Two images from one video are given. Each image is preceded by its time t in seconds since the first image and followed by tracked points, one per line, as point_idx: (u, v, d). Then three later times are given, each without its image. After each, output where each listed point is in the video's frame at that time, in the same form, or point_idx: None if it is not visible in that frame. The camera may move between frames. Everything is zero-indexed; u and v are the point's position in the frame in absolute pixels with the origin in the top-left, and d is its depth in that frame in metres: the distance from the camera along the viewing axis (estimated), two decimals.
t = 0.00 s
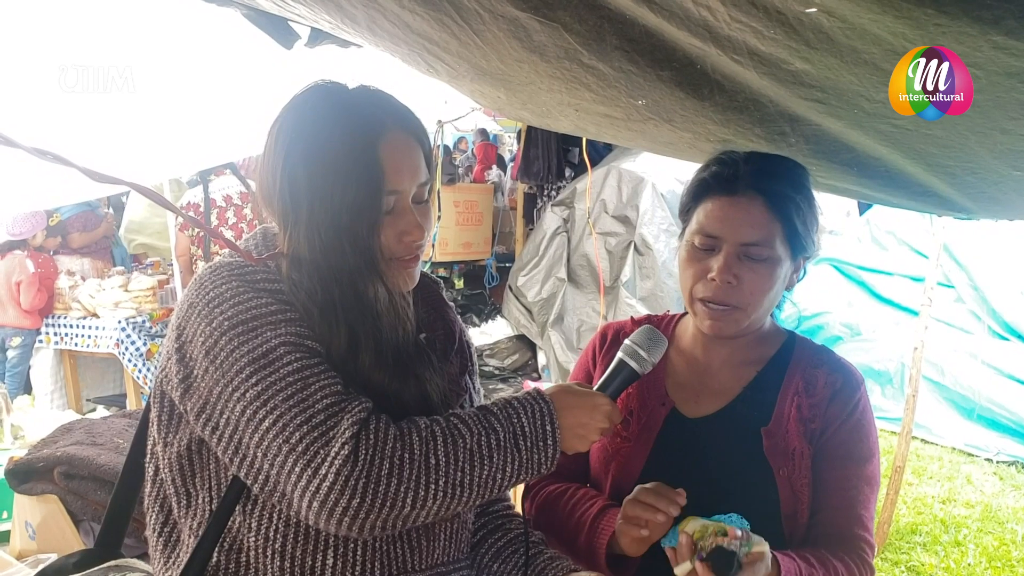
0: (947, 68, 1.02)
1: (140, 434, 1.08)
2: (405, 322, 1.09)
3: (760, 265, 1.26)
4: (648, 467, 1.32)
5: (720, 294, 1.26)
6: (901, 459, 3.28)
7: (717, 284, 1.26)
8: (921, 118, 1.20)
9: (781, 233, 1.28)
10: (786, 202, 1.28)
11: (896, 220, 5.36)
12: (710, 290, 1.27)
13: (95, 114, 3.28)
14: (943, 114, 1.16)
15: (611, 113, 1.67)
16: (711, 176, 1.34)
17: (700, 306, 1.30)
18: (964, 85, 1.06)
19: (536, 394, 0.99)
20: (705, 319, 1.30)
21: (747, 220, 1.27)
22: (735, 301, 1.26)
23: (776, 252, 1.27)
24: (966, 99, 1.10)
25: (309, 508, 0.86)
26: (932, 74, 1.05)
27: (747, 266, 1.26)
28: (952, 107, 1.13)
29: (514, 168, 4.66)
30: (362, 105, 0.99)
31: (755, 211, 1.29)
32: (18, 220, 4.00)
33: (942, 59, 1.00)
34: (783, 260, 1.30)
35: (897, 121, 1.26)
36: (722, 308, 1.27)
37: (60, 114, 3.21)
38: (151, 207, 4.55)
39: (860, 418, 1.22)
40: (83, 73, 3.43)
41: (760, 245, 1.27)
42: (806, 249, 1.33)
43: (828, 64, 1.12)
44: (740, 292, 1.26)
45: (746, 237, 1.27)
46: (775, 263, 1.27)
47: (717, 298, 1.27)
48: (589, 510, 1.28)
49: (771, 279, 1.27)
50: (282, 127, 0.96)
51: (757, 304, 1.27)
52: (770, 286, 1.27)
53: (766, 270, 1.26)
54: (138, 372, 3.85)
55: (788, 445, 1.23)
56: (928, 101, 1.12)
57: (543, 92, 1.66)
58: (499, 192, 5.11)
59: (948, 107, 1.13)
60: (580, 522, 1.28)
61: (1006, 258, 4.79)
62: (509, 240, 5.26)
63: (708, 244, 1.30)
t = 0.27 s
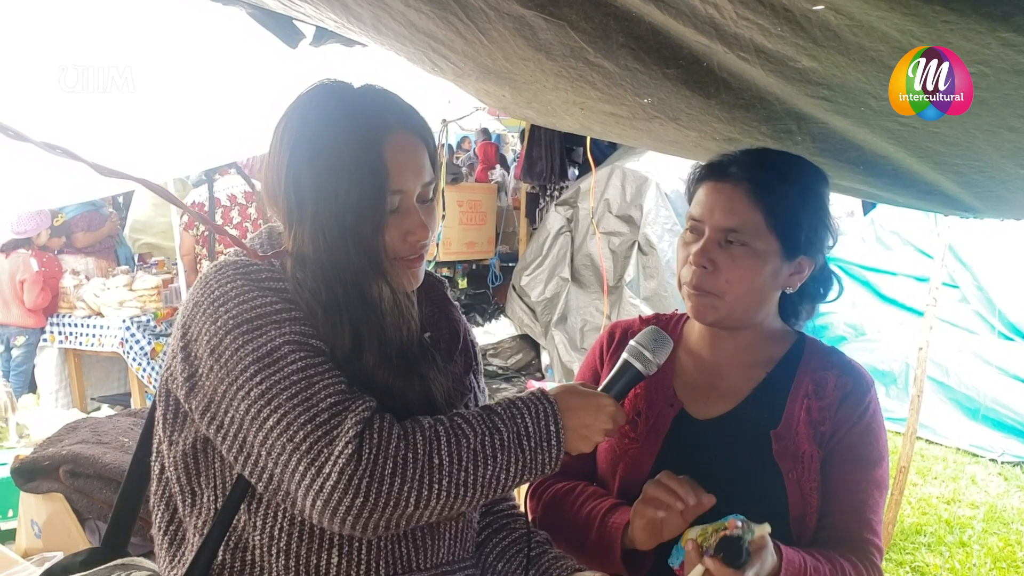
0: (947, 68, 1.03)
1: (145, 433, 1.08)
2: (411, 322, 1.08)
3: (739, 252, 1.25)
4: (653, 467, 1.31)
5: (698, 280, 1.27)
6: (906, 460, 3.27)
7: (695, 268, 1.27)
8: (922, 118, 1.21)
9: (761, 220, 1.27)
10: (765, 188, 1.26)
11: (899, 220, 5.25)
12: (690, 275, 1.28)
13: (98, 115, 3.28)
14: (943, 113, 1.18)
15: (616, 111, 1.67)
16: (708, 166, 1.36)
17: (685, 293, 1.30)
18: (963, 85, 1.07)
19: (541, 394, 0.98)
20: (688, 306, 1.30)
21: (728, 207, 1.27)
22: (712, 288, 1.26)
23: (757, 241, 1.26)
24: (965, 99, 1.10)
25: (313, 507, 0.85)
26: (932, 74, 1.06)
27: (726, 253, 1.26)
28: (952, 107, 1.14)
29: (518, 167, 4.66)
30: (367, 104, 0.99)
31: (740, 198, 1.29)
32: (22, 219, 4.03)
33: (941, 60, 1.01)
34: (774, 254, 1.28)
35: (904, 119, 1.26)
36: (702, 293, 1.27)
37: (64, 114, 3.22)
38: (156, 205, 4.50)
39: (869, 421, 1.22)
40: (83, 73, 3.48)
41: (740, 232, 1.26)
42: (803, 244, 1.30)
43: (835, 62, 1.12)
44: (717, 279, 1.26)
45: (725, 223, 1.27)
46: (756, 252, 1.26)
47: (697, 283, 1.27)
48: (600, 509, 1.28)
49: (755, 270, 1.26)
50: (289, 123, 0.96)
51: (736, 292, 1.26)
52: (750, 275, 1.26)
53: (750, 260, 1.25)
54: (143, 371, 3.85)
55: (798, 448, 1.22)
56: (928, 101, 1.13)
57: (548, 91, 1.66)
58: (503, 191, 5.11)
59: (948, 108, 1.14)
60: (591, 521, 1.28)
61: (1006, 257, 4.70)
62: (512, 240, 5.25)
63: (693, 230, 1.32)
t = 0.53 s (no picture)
0: (947, 68, 1.04)
1: (147, 427, 1.08)
2: (413, 317, 1.08)
3: (733, 245, 1.25)
4: (655, 461, 1.31)
5: (694, 274, 1.27)
6: (908, 455, 3.27)
7: (690, 263, 1.27)
8: (922, 118, 1.24)
9: (754, 213, 1.26)
10: (759, 181, 1.25)
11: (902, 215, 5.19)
12: (686, 270, 1.28)
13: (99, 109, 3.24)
14: (943, 113, 1.20)
15: (619, 105, 1.66)
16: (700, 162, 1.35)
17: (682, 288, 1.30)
18: (963, 85, 1.08)
19: (542, 388, 0.98)
20: (688, 303, 1.30)
21: (721, 200, 1.27)
22: (709, 281, 1.26)
23: (751, 233, 1.26)
24: (965, 99, 1.12)
25: (314, 500, 0.85)
26: (932, 74, 1.07)
27: (720, 246, 1.26)
28: (952, 107, 1.15)
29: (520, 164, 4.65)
30: (366, 96, 0.99)
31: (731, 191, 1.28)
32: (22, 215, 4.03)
33: (941, 60, 1.02)
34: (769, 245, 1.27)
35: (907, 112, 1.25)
36: (699, 288, 1.27)
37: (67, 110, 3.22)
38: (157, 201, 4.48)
39: (873, 416, 1.22)
40: (82, 72, 3.34)
41: (732, 225, 1.26)
42: (800, 234, 1.29)
43: (838, 55, 1.11)
44: (713, 273, 1.25)
45: (717, 216, 1.27)
46: (750, 245, 1.26)
47: (694, 278, 1.27)
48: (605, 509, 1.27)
49: (750, 261, 1.26)
50: (287, 117, 0.96)
51: (733, 285, 1.26)
52: (746, 267, 1.25)
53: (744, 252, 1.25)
54: (146, 368, 3.86)
55: (802, 443, 1.21)
56: (928, 101, 1.15)
57: (550, 85, 1.65)
58: (505, 187, 5.10)
59: (949, 108, 1.16)
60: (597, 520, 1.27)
61: (1007, 252, 4.67)
62: (515, 236, 5.25)
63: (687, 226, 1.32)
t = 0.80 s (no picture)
0: (947, 68, 1.07)
1: (145, 418, 1.09)
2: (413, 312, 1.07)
3: (745, 242, 1.24)
4: (653, 453, 1.31)
5: (706, 273, 1.25)
6: (907, 448, 3.27)
7: (702, 262, 1.25)
8: (922, 118, 1.27)
9: (766, 210, 1.25)
10: (769, 177, 1.25)
11: (900, 209, 5.26)
12: (697, 269, 1.27)
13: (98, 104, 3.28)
14: (943, 114, 1.22)
15: (618, 98, 1.66)
16: (698, 159, 1.33)
17: (692, 286, 1.29)
18: (963, 85, 1.11)
19: (537, 378, 0.98)
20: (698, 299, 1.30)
21: (730, 197, 1.26)
22: (721, 279, 1.25)
23: (761, 229, 1.25)
24: (965, 99, 1.14)
25: (310, 489, 0.86)
26: (932, 74, 1.10)
27: (732, 244, 1.25)
28: (952, 108, 1.18)
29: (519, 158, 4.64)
30: (372, 96, 0.98)
31: (739, 188, 1.27)
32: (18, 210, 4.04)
33: (941, 60, 1.05)
34: (778, 240, 1.28)
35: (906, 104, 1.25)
36: (711, 285, 1.26)
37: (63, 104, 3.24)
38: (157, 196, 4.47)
39: (871, 406, 1.22)
40: (83, 72, 3.46)
41: (743, 222, 1.25)
42: (803, 228, 1.30)
43: (836, 47, 1.11)
44: (726, 270, 1.25)
45: (728, 214, 1.25)
46: (761, 240, 1.25)
47: (705, 277, 1.26)
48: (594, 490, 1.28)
49: (761, 258, 1.25)
50: (294, 114, 0.95)
51: (745, 282, 1.25)
52: (758, 264, 1.25)
53: (755, 249, 1.25)
54: (145, 362, 3.86)
55: (799, 432, 1.21)
56: (928, 101, 1.17)
57: (549, 78, 1.65)
58: (504, 182, 5.10)
59: (948, 108, 1.18)
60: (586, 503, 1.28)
61: (1007, 244, 4.70)
62: (514, 231, 5.25)
63: (696, 224, 1.30)
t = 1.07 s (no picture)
0: (947, 69, 1.10)
1: (149, 411, 1.10)
2: (414, 307, 1.08)
3: (748, 234, 1.25)
4: (651, 445, 1.33)
5: (710, 265, 1.26)
6: (907, 440, 3.28)
7: (706, 255, 1.26)
8: (922, 118, 1.30)
9: (767, 200, 1.26)
10: (770, 168, 1.26)
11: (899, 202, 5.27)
12: (699, 262, 1.27)
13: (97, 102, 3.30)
14: (943, 114, 1.26)
15: (615, 93, 1.67)
16: (694, 152, 1.33)
17: (694, 279, 1.30)
18: (963, 85, 1.14)
19: (536, 369, 0.99)
20: (699, 291, 1.30)
21: (731, 189, 1.26)
22: (725, 270, 1.26)
23: (763, 220, 1.26)
24: (965, 99, 1.18)
25: (312, 480, 0.87)
26: (932, 74, 1.13)
27: (735, 236, 1.25)
28: (952, 108, 1.21)
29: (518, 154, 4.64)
30: (369, 89, 0.98)
31: (740, 180, 1.27)
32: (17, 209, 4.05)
33: (941, 60, 1.08)
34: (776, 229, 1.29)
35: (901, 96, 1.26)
36: (715, 277, 1.27)
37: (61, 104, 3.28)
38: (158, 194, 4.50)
39: (866, 394, 1.23)
40: (83, 72, 3.49)
41: (745, 213, 1.26)
42: (801, 216, 1.31)
43: (830, 41, 1.12)
44: (730, 262, 1.26)
45: (730, 206, 1.26)
46: (763, 231, 1.26)
47: (708, 268, 1.27)
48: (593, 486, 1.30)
49: (763, 248, 1.26)
50: (292, 109, 0.96)
51: (748, 272, 1.27)
52: (760, 254, 1.26)
53: (757, 239, 1.26)
54: (147, 360, 3.87)
55: (795, 420, 1.22)
56: (928, 101, 1.21)
57: (546, 73, 1.65)
58: (503, 178, 5.11)
59: (949, 107, 1.21)
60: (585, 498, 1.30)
61: (1006, 235, 4.71)
62: (514, 227, 5.25)
63: (696, 217, 1.30)
